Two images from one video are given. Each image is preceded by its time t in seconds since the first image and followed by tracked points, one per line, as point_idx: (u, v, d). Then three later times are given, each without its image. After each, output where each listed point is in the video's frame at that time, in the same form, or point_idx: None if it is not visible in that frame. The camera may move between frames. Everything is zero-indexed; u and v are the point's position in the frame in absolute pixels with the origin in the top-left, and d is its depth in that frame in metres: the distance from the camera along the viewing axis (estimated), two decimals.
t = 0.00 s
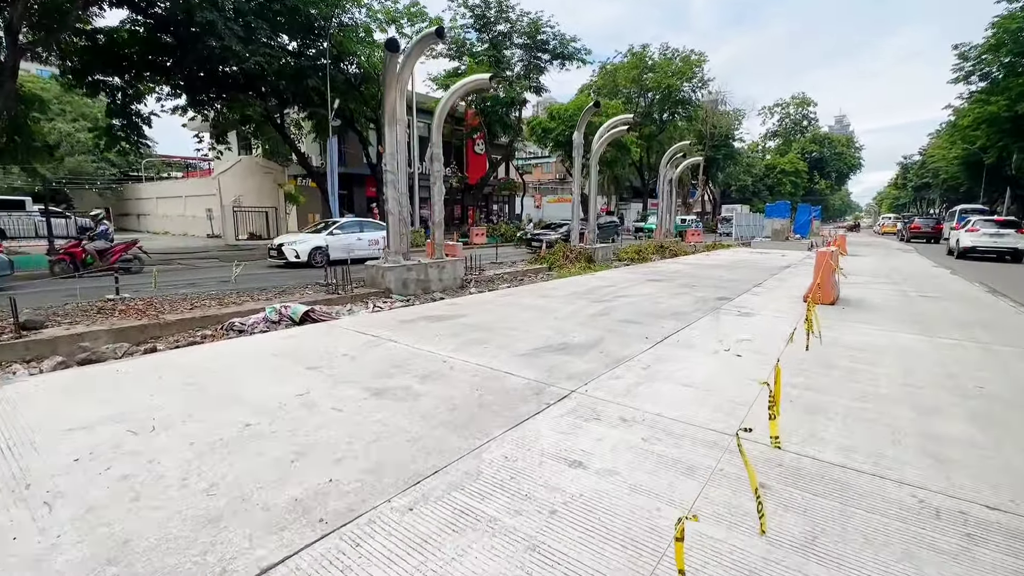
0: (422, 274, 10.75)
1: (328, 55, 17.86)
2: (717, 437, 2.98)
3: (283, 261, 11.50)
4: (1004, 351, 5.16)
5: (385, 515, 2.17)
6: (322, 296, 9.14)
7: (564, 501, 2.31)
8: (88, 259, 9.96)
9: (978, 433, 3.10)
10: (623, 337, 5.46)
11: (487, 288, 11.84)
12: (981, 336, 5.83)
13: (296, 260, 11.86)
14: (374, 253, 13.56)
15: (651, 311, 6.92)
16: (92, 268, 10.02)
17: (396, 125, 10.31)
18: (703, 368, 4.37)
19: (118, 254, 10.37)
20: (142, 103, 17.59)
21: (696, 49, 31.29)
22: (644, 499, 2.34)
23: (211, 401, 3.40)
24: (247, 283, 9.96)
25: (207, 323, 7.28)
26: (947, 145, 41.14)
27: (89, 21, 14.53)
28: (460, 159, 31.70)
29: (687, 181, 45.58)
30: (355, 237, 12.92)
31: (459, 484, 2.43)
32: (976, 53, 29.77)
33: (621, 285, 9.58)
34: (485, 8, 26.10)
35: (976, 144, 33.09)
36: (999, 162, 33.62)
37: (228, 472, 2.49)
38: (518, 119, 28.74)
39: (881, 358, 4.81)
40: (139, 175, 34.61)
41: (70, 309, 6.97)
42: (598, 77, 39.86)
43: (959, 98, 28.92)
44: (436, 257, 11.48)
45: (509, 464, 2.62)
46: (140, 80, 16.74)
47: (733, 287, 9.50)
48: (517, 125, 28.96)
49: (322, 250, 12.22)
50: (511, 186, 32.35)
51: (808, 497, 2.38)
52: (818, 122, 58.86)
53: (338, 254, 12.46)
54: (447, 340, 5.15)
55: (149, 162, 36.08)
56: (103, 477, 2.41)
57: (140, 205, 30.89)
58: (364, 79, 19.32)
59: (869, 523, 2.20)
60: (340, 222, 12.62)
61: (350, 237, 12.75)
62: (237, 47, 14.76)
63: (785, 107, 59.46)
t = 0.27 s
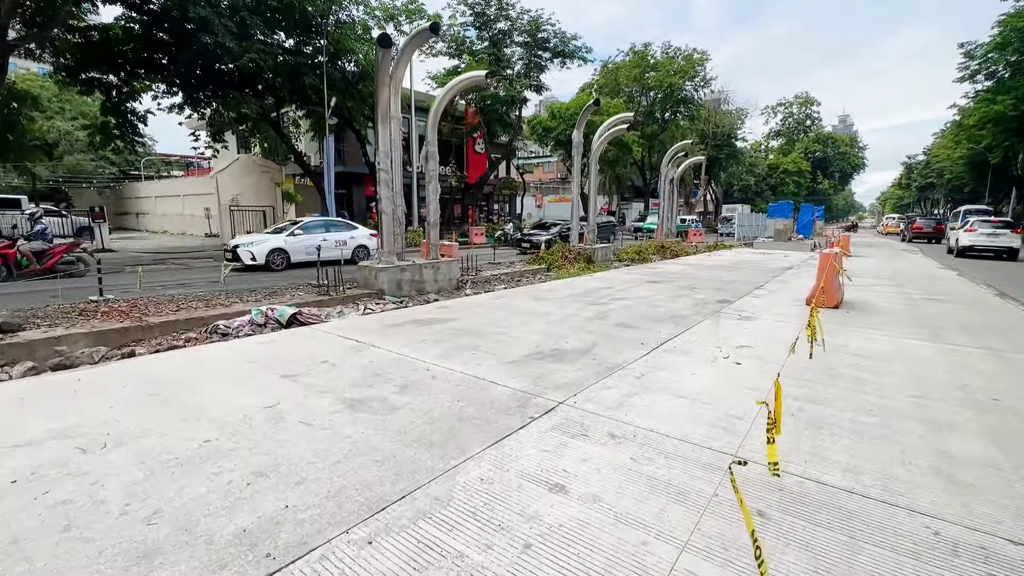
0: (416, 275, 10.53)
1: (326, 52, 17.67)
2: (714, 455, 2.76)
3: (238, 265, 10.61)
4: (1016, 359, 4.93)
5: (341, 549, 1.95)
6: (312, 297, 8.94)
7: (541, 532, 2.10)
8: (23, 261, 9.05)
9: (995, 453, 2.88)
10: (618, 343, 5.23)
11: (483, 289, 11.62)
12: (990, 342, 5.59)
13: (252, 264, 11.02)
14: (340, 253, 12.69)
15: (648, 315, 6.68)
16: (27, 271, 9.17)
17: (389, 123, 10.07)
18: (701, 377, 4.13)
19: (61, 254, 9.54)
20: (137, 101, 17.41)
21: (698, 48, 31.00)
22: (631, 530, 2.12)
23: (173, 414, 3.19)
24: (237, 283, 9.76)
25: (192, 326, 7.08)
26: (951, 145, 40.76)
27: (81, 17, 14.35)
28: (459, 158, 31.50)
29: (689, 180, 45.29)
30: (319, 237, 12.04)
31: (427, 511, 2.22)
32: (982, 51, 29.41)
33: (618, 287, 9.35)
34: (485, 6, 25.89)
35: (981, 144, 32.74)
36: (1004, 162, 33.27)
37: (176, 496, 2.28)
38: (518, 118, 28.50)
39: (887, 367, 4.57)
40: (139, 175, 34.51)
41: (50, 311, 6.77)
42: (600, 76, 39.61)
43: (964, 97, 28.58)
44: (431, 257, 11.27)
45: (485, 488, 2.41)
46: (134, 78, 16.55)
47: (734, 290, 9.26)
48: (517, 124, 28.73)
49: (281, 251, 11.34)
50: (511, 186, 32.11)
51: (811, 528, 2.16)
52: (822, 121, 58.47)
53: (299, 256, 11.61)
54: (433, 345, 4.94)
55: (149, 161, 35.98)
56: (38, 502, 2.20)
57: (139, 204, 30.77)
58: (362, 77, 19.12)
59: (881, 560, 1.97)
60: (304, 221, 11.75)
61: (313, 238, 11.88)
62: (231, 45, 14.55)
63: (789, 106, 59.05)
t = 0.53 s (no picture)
0: (402, 275, 10.27)
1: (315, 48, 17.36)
2: (688, 474, 2.54)
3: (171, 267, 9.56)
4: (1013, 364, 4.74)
5: None
6: (293, 298, 8.70)
7: (488, 566, 1.88)
8: None
9: (995, 470, 2.66)
10: (600, 347, 5.02)
11: (472, 290, 11.39)
12: (988, 346, 5.39)
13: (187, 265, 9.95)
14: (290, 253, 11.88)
15: (635, 317, 6.48)
16: None
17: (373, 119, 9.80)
18: (686, 384, 3.92)
19: None
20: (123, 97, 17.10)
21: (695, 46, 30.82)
22: (589, 563, 1.90)
23: (109, 426, 2.95)
24: (217, 283, 9.51)
25: (164, 326, 6.84)
26: (948, 145, 40.68)
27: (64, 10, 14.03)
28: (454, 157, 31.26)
29: (686, 180, 45.12)
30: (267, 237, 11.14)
31: (364, 540, 2.00)
32: (978, 51, 29.29)
33: (609, 288, 9.17)
34: (480, 3, 25.65)
35: (978, 145, 32.66)
36: (1001, 163, 33.21)
37: (90, 521, 2.06)
38: (513, 116, 28.28)
39: (880, 372, 4.36)
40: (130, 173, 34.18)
41: (15, 312, 6.52)
42: (596, 75, 39.42)
43: (960, 97, 28.46)
44: (418, 257, 11.04)
45: (433, 512, 2.19)
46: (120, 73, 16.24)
47: (726, 290, 9.08)
48: (512, 122, 28.49)
49: (221, 253, 10.36)
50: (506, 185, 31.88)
51: (790, 561, 1.94)
52: (819, 121, 58.39)
53: (242, 258, 10.69)
54: (407, 349, 4.72)
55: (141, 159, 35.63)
56: None
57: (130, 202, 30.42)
58: (354, 73, 18.90)
59: None
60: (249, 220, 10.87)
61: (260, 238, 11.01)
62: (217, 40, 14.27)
63: (786, 106, 58.93)
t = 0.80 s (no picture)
0: (384, 276, 10.02)
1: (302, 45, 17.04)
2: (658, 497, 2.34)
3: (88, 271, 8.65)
4: (1004, 372, 4.59)
5: None
6: (270, 300, 8.43)
7: None
8: None
9: (988, 492, 2.48)
10: (579, 353, 4.82)
11: (457, 291, 11.16)
12: (978, 352, 5.24)
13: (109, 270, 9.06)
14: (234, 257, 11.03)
15: (619, 321, 6.30)
16: None
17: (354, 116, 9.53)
18: (665, 394, 3.72)
19: None
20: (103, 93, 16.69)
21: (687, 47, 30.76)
22: None
23: (34, 443, 2.70)
24: (192, 285, 9.21)
25: (130, 330, 6.56)
26: (937, 148, 40.96)
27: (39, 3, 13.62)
28: (445, 156, 31.03)
29: (678, 181, 45.12)
30: (206, 237, 10.29)
31: None
32: (968, 54, 29.44)
33: (595, 290, 9.00)
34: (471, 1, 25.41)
35: (967, 147, 32.86)
36: (989, 165, 33.47)
37: None
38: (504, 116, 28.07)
39: (867, 381, 4.19)
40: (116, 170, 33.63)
41: None
42: (589, 75, 39.31)
43: (950, 100, 28.60)
44: (402, 258, 10.80)
45: (371, 548, 1.97)
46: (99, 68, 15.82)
47: (714, 293, 8.93)
48: (503, 122, 28.28)
49: (152, 255, 9.49)
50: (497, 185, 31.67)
51: None
52: (810, 123, 58.66)
53: (175, 260, 9.82)
54: (375, 356, 4.49)
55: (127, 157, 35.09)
56: None
57: (115, 200, 29.86)
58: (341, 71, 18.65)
59: None
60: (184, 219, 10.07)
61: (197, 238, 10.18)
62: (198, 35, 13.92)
63: (778, 108, 59.14)
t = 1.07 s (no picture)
0: (363, 277, 9.70)
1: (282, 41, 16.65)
2: (633, 528, 2.11)
3: None
4: (995, 379, 4.45)
5: None
6: (242, 303, 8.09)
7: None
8: None
9: (992, 516, 2.28)
10: (558, 359, 4.58)
11: (439, 293, 10.87)
12: (970, 357, 5.11)
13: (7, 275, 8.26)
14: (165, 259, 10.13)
15: (602, 324, 6.07)
16: None
17: (331, 112, 9.18)
18: (646, 404, 3.49)
19: None
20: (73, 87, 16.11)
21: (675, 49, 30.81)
22: None
23: None
24: (159, 287, 8.81)
25: (86, 335, 6.17)
26: (919, 151, 41.58)
27: None
28: (432, 155, 30.62)
29: (666, 182, 45.25)
30: (128, 238, 9.36)
31: None
32: (949, 58, 29.86)
33: (580, 291, 8.78)
34: None
35: (948, 150, 33.37)
36: (969, 168, 34.02)
37: None
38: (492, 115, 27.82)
39: (859, 389, 4.00)
40: (92, 169, 32.74)
41: None
42: (577, 76, 39.24)
43: (932, 103, 28.95)
44: (382, 258, 10.50)
45: None
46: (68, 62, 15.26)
47: (700, 295, 8.76)
48: (490, 121, 28.02)
49: (59, 258, 8.63)
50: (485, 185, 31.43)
51: None
52: (796, 126, 59.27)
53: (89, 264, 8.91)
54: (341, 364, 4.20)
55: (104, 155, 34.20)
56: None
57: (90, 199, 29.00)
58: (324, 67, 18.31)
59: None
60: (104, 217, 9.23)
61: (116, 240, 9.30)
62: (171, 27, 13.43)
63: (764, 110, 59.64)
